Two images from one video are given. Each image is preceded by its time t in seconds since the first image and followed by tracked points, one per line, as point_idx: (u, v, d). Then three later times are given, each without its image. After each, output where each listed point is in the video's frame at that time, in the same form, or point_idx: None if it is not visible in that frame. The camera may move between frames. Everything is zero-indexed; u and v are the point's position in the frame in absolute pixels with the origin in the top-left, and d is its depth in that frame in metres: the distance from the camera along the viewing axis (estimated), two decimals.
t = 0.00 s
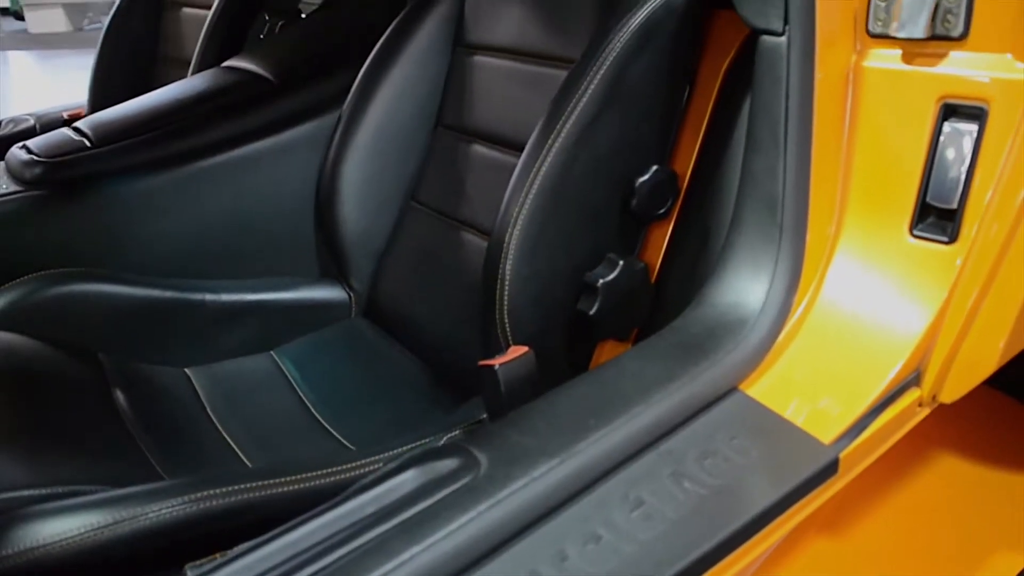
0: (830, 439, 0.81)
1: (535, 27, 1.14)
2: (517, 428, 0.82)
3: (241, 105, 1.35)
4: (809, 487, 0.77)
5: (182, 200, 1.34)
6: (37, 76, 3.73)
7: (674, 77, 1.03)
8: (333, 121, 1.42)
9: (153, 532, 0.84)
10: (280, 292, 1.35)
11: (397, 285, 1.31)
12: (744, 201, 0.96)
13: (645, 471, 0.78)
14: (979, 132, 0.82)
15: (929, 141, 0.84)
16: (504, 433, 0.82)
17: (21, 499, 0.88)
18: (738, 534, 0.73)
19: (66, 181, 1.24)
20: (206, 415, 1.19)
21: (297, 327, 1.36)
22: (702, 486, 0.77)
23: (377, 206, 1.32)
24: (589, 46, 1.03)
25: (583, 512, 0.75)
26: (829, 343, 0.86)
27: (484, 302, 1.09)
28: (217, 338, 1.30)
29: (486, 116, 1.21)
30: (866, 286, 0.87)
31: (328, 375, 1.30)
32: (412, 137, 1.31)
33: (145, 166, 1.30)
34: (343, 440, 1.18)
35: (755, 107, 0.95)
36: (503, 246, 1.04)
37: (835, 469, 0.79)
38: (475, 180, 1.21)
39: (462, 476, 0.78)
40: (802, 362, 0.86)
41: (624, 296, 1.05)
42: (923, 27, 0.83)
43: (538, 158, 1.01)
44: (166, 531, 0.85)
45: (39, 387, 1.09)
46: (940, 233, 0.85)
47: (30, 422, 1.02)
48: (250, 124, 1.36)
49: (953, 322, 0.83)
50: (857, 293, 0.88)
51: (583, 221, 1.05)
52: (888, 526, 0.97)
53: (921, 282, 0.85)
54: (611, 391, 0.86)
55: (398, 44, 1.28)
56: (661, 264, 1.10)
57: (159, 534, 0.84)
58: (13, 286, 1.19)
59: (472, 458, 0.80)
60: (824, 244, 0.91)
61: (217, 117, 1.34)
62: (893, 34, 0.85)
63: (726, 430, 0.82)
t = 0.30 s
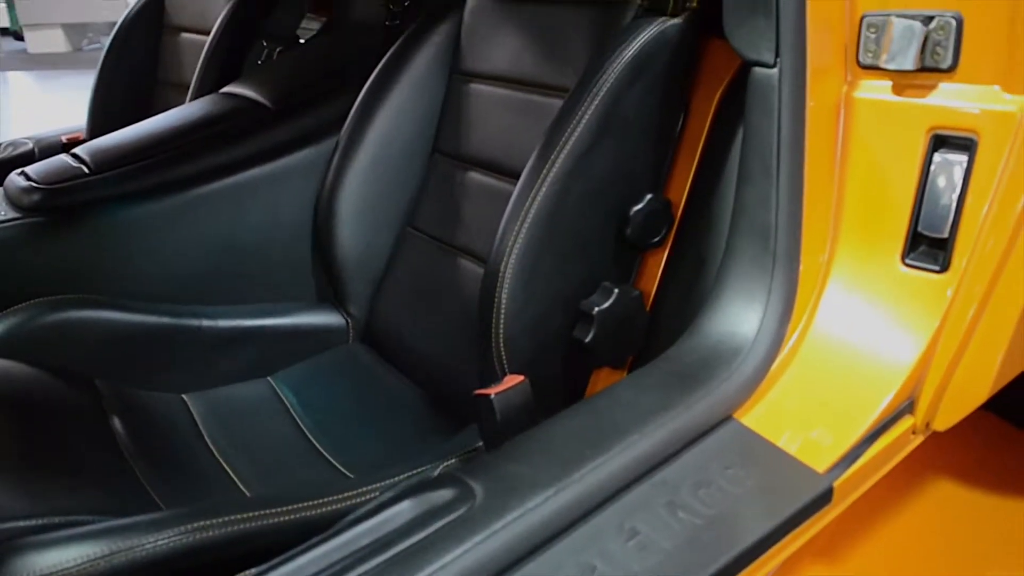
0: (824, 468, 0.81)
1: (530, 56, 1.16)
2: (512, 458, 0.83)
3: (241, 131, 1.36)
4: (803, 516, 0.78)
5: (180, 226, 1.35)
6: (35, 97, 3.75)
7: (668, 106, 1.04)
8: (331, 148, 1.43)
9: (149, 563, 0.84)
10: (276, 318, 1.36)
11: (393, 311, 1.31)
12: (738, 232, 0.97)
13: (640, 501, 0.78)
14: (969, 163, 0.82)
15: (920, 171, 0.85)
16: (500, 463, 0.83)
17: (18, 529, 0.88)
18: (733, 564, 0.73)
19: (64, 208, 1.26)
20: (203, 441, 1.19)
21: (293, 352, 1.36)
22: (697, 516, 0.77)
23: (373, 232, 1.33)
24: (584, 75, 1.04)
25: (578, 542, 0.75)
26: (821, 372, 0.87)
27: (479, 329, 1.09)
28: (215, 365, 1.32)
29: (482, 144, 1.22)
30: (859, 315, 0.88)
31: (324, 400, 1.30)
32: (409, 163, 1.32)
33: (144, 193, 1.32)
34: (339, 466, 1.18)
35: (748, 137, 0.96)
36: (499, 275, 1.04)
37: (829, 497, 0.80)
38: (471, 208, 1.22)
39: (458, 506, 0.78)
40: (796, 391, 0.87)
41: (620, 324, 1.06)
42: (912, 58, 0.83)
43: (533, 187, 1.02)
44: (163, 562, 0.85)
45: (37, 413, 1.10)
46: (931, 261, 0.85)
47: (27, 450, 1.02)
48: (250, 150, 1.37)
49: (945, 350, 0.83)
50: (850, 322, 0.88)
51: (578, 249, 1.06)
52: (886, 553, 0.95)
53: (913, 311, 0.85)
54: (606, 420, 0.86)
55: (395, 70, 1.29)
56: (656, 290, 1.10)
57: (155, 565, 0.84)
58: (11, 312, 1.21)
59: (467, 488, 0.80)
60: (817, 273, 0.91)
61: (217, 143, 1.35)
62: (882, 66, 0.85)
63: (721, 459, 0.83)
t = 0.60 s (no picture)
0: (818, 497, 0.81)
1: (525, 85, 1.17)
2: (507, 488, 0.83)
3: (238, 158, 1.38)
4: (797, 546, 0.78)
5: (178, 252, 1.35)
6: (33, 118, 3.77)
7: (662, 134, 1.05)
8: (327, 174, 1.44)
9: None
10: (271, 344, 1.36)
11: (389, 336, 1.32)
12: (731, 260, 0.98)
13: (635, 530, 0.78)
14: (959, 193, 0.83)
15: (911, 200, 0.86)
16: (495, 494, 0.83)
17: (17, 559, 0.89)
18: None
19: (61, 235, 1.26)
20: (200, 469, 1.20)
21: (289, 378, 1.37)
22: (691, 545, 0.77)
23: (370, 258, 1.34)
24: (578, 105, 1.05)
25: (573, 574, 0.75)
26: (813, 401, 0.88)
27: (475, 357, 1.10)
28: (209, 392, 1.32)
29: (477, 173, 1.23)
30: (852, 344, 0.89)
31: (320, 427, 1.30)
32: (405, 190, 1.33)
33: (141, 219, 1.32)
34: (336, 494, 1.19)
35: (741, 167, 0.97)
36: (494, 303, 1.05)
37: (824, 526, 0.80)
38: (466, 235, 1.23)
39: (454, 536, 0.79)
40: (789, 420, 0.87)
41: (615, 350, 1.06)
42: (902, 90, 0.85)
43: (528, 217, 1.03)
44: None
45: (34, 444, 1.10)
46: (923, 290, 0.86)
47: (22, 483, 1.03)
48: (247, 176, 1.38)
49: (938, 379, 0.84)
50: (842, 351, 0.89)
51: (572, 278, 1.07)
52: None
53: (904, 340, 0.86)
54: (601, 449, 0.87)
55: (392, 100, 1.31)
56: (651, 318, 1.11)
57: None
58: (10, 338, 1.21)
59: (463, 518, 0.81)
60: (810, 302, 0.92)
61: (214, 169, 1.36)
62: (873, 97, 0.88)
63: (715, 488, 0.83)
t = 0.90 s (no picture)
0: (812, 526, 0.81)
1: (520, 114, 1.18)
2: (503, 518, 0.83)
3: (235, 184, 1.40)
4: None
5: (175, 277, 1.36)
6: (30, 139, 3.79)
7: (655, 163, 1.06)
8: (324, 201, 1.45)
9: None
10: (267, 369, 1.35)
11: (385, 362, 1.32)
12: (725, 288, 0.99)
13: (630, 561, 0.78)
14: (948, 223, 0.85)
15: (902, 229, 0.88)
16: (489, 525, 0.83)
17: None
18: None
19: (58, 260, 1.26)
20: (195, 501, 1.20)
21: (285, 403, 1.37)
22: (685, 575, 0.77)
23: (366, 284, 1.35)
24: (572, 135, 1.06)
25: None
26: (806, 430, 0.89)
27: (470, 385, 1.10)
28: (205, 418, 1.31)
29: (473, 199, 1.24)
30: (844, 373, 0.90)
31: (316, 453, 1.31)
32: (401, 216, 1.34)
33: (139, 245, 1.32)
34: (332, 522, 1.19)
35: (734, 197, 0.97)
36: (489, 332, 1.05)
37: (818, 556, 0.80)
38: (462, 262, 1.23)
39: (448, 568, 0.78)
40: (783, 450, 0.88)
41: (609, 377, 1.07)
42: (892, 122, 0.87)
43: (523, 245, 1.04)
44: None
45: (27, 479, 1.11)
46: (915, 318, 0.88)
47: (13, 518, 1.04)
48: (243, 203, 1.40)
49: (930, 407, 0.84)
50: (835, 380, 0.90)
51: (567, 306, 1.07)
52: None
53: (896, 369, 0.87)
54: (596, 478, 0.87)
55: (388, 125, 1.32)
56: (645, 345, 1.13)
57: None
58: (7, 363, 1.22)
59: (458, 550, 0.81)
60: (802, 332, 0.94)
61: (210, 195, 1.38)
62: (863, 127, 0.90)
63: (710, 517, 0.83)
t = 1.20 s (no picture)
0: (807, 555, 0.82)
1: (515, 142, 1.19)
2: (496, 548, 0.83)
3: (231, 210, 1.41)
4: None
5: (171, 303, 1.36)
6: (29, 160, 3.81)
7: (649, 192, 1.07)
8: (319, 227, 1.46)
9: None
10: (262, 395, 1.35)
11: (379, 389, 1.33)
12: (718, 316, 0.99)
13: None
14: (939, 253, 0.88)
15: (893, 257, 0.90)
16: (482, 555, 0.83)
17: None
18: None
19: (55, 286, 1.26)
20: (190, 526, 1.20)
21: (280, 429, 1.37)
22: None
23: (361, 309, 1.35)
24: (566, 165, 1.07)
25: None
26: (799, 460, 0.90)
27: (464, 413, 1.10)
28: (199, 445, 1.31)
29: (468, 227, 1.25)
30: (837, 403, 0.92)
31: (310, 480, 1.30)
32: (397, 242, 1.35)
33: (135, 271, 1.33)
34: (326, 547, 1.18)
35: (726, 227, 0.98)
36: (484, 359, 1.06)
37: None
38: (457, 289, 1.24)
39: None
40: (778, 479, 0.89)
41: (603, 406, 1.07)
42: (882, 153, 0.90)
43: (519, 273, 1.04)
44: None
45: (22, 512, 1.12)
46: (907, 347, 0.89)
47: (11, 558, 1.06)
48: (240, 229, 1.40)
49: (923, 434, 0.86)
50: (828, 410, 0.92)
51: (562, 334, 1.08)
52: None
53: (888, 399, 0.89)
54: (591, 508, 0.87)
55: (384, 152, 1.32)
56: (639, 373, 1.13)
57: None
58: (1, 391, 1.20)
59: None
60: (794, 361, 0.95)
61: (207, 221, 1.38)
62: (853, 159, 0.93)
63: (704, 548, 0.83)
